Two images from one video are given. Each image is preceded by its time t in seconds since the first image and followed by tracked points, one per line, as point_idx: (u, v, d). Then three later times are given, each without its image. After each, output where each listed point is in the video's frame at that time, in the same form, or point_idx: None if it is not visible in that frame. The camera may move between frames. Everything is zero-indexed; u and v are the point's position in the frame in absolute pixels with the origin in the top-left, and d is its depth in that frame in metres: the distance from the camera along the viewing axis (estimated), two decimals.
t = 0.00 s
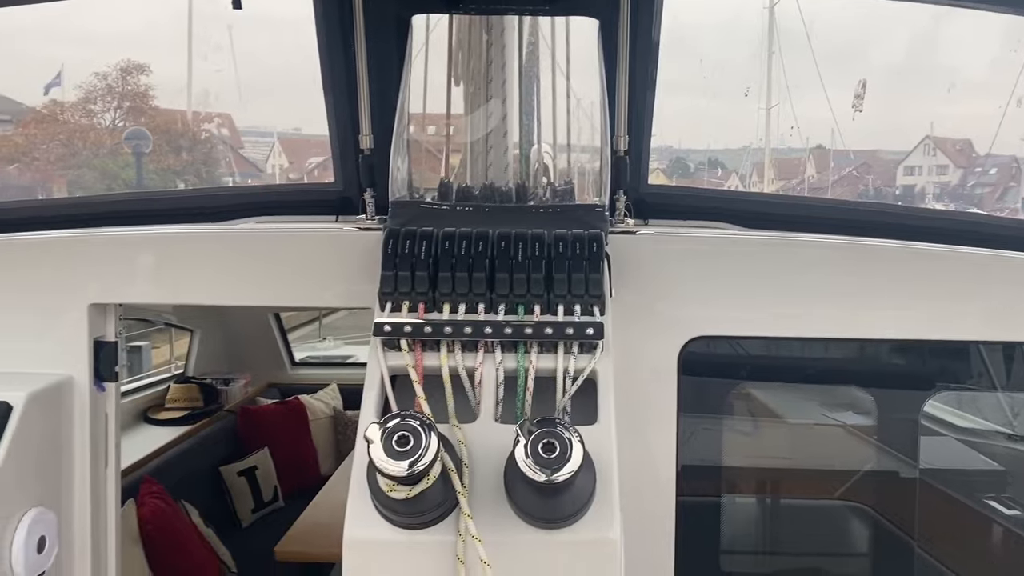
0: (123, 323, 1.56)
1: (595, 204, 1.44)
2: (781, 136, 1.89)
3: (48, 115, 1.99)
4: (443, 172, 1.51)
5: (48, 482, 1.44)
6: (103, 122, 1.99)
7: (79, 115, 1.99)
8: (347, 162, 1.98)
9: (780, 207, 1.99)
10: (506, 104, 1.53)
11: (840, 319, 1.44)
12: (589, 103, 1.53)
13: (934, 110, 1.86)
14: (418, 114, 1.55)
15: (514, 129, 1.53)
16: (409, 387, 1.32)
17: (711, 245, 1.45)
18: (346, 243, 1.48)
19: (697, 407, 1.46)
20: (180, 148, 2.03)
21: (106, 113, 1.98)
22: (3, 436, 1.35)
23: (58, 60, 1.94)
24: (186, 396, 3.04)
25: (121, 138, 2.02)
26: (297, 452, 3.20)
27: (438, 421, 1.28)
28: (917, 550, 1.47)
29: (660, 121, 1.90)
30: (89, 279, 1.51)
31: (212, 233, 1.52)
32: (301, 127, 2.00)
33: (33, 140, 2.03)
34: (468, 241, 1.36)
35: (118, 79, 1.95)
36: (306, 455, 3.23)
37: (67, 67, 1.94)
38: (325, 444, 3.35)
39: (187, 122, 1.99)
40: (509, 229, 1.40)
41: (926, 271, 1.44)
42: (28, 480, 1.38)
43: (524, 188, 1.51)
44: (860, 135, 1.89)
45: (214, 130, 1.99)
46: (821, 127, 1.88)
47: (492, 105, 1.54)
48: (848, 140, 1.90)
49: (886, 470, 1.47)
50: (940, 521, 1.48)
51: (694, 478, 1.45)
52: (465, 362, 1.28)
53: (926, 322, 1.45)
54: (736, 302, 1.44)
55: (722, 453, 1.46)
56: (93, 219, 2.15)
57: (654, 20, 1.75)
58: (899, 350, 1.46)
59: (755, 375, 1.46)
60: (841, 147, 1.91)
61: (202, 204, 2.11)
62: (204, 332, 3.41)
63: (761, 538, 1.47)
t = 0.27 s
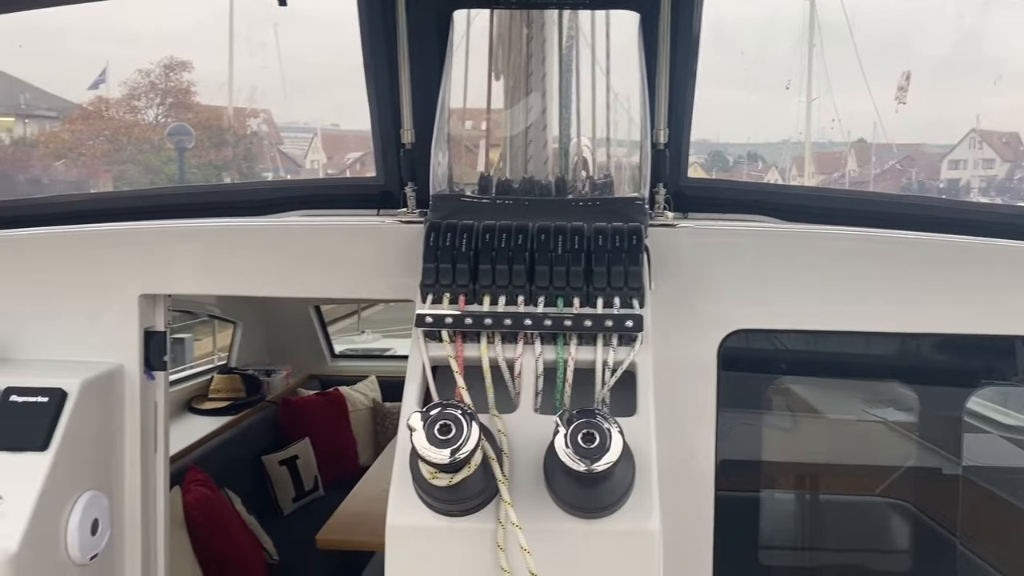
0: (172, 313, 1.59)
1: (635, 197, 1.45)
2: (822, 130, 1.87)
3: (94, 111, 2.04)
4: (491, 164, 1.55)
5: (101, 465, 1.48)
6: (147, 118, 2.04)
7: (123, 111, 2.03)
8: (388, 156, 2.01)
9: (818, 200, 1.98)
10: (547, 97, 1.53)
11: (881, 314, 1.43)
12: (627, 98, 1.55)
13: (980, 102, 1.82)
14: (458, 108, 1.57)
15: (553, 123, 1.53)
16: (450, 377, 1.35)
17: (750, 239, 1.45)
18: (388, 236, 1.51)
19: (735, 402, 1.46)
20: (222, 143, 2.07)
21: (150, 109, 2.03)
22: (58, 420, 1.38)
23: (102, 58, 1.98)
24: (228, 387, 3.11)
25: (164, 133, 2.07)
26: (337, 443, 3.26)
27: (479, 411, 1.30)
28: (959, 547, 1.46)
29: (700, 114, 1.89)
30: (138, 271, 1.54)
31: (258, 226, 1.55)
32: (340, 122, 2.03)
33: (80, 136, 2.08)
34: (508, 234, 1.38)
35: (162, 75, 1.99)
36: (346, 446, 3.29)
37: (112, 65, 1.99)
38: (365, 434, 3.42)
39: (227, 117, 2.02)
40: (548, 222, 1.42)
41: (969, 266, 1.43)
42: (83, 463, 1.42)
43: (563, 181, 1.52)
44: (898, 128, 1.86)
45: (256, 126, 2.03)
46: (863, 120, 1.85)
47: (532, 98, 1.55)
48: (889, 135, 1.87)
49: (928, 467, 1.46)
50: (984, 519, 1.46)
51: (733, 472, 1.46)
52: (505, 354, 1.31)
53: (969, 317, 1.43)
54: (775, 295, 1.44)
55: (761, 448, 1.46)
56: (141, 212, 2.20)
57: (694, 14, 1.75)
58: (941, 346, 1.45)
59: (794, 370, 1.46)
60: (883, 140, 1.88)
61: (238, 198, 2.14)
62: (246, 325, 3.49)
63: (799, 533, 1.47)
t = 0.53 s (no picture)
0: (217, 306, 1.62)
1: (678, 193, 1.44)
2: (866, 124, 1.84)
3: (138, 109, 2.08)
4: (533, 160, 1.55)
5: (149, 454, 1.51)
6: (189, 115, 2.07)
7: (167, 108, 2.07)
8: (429, 151, 2.03)
9: (862, 195, 1.95)
10: (589, 93, 1.55)
11: (927, 312, 1.41)
12: (669, 91, 1.52)
13: None
14: (498, 104, 1.57)
15: (594, 118, 1.54)
16: (490, 371, 1.35)
17: (793, 234, 1.45)
18: (429, 232, 1.52)
19: (777, 399, 1.45)
20: (264, 139, 2.10)
21: (191, 106, 2.06)
22: (108, 411, 1.41)
23: (146, 55, 2.01)
24: (272, 380, 3.16)
25: (206, 130, 2.10)
26: (376, 437, 3.30)
27: (520, 407, 1.31)
28: (1008, 550, 1.43)
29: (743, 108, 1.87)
30: (186, 265, 1.57)
31: (302, 222, 1.57)
32: (378, 119, 2.05)
33: (124, 133, 2.13)
34: (549, 230, 1.39)
35: (204, 73, 2.02)
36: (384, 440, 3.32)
37: (156, 62, 2.02)
38: (403, 427, 3.46)
39: (268, 115, 2.06)
40: (589, 218, 1.42)
41: (1019, 263, 1.41)
42: (132, 453, 1.45)
43: (605, 176, 1.53)
44: (949, 122, 1.82)
45: (297, 124, 2.06)
46: (908, 115, 1.82)
47: (574, 94, 1.56)
48: (936, 129, 1.83)
49: (976, 468, 1.43)
50: None
51: (775, 470, 1.45)
52: (546, 350, 1.31)
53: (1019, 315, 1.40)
54: (819, 291, 1.43)
55: (805, 447, 1.44)
56: (185, 207, 2.24)
57: (739, 8, 1.74)
58: (989, 345, 1.43)
59: (838, 368, 1.44)
60: (930, 134, 1.84)
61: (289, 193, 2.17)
62: (288, 319, 3.54)
63: (842, 533, 1.45)
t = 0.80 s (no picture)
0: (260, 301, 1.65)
1: (720, 189, 1.43)
2: (912, 118, 1.80)
3: (183, 105, 2.11)
4: (571, 156, 1.54)
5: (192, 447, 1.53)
6: (232, 112, 2.10)
7: (210, 105, 2.10)
8: (468, 148, 2.06)
9: (909, 191, 1.91)
10: (629, 88, 1.51)
11: (973, 309, 1.39)
12: (710, 86, 1.54)
13: None
14: (538, 100, 1.58)
15: (635, 115, 1.51)
16: (529, 368, 1.35)
17: (836, 231, 1.42)
18: (467, 228, 1.52)
19: (820, 398, 1.43)
20: (306, 136, 2.12)
21: (235, 104, 2.09)
22: (153, 404, 1.43)
23: (189, 53, 2.04)
24: (311, 374, 3.19)
25: (249, 127, 2.13)
26: (414, 431, 3.32)
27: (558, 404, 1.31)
28: None
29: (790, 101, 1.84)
30: (229, 261, 1.59)
31: (342, 218, 1.58)
32: (417, 116, 2.08)
33: (169, 130, 2.16)
34: (588, 225, 1.38)
35: (247, 71, 2.04)
36: (422, 435, 3.35)
37: (200, 60, 2.04)
38: (441, 422, 3.47)
39: (309, 111, 2.07)
40: (630, 214, 1.41)
41: None
42: (176, 446, 1.47)
43: (646, 172, 1.51)
44: (999, 114, 1.76)
45: (338, 122, 2.08)
46: (956, 109, 1.77)
47: (614, 89, 1.52)
48: (986, 122, 1.78)
49: None
50: None
51: (818, 469, 1.43)
52: (585, 347, 1.32)
53: None
54: (863, 289, 1.41)
55: (849, 447, 1.42)
56: (229, 202, 2.27)
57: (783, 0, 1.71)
58: None
59: (883, 368, 1.41)
60: (980, 128, 1.79)
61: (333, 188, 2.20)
62: (328, 313, 3.57)
63: (885, 535, 1.42)
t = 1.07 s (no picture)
0: (300, 300, 1.66)
1: (762, 188, 1.42)
2: (959, 113, 1.75)
3: (226, 104, 2.13)
4: (611, 154, 1.52)
5: (232, 445, 1.55)
6: (274, 111, 2.11)
7: (252, 103, 2.12)
8: (506, 145, 2.04)
9: (956, 190, 1.87)
10: (670, 86, 1.48)
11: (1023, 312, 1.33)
12: (750, 83, 1.52)
13: None
14: (577, 96, 1.57)
15: (675, 113, 1.48)
16: (567, 370, 1.34)
17: (881, 231, 1.38)
18: (506, 228, 1.51)
19: (865, 401, 1.40)
20: (345, 134, 2.13)
21: (276, 102, 2.10)
22: (195, 401, 1.45)
23: (232, 52, 2.06)
24: (349, 371, 3.21)
25: (289, 125, 2.14)
26: (450, 428, 3.33)
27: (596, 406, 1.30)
28: None
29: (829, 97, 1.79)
30: (269, 260, 1.60)
31: (380, 217, 1.58)
32: (454, 113, 2.07)
33: (213, 127, 2.18)
34: (628, 226, 1.36)
35: (288, 69, 2.06)
36: (459, 432, 3.35)
37: (241, 58, 2.06)
38: (478, 421, 3.50)
39: (348, 108, 2.08)
40: (671, 214, 1.39)
41: None
42: (217, 443, 1.49)
43: (686, 171, 1.49)
44: None
45: (377, 120, 2.08)
46: (1004, 102, 1.71)
47: (655, 87, 1.50)
48: None
49: None
50: None
51: (862, 473, 1.40)
52: (624, 349, 1.30)
53: None
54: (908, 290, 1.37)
55: (894, 452, 1.38)
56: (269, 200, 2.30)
57: None
58: None
59: (929, 371, 1.37)
60: None
61: (369, 187, 2.21)
62: (366, 310, 3.60)
63: (931, 541, 1.38)
